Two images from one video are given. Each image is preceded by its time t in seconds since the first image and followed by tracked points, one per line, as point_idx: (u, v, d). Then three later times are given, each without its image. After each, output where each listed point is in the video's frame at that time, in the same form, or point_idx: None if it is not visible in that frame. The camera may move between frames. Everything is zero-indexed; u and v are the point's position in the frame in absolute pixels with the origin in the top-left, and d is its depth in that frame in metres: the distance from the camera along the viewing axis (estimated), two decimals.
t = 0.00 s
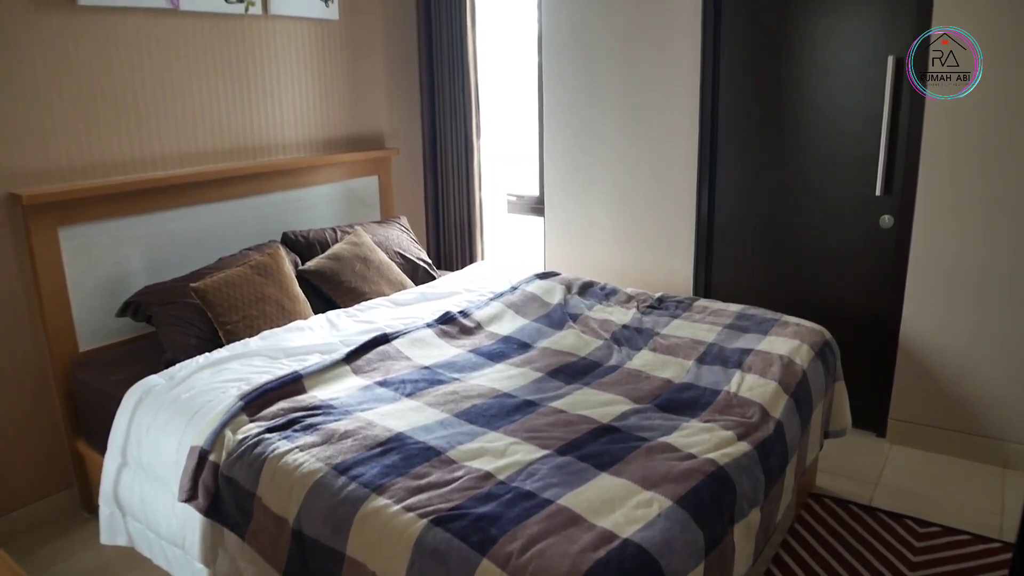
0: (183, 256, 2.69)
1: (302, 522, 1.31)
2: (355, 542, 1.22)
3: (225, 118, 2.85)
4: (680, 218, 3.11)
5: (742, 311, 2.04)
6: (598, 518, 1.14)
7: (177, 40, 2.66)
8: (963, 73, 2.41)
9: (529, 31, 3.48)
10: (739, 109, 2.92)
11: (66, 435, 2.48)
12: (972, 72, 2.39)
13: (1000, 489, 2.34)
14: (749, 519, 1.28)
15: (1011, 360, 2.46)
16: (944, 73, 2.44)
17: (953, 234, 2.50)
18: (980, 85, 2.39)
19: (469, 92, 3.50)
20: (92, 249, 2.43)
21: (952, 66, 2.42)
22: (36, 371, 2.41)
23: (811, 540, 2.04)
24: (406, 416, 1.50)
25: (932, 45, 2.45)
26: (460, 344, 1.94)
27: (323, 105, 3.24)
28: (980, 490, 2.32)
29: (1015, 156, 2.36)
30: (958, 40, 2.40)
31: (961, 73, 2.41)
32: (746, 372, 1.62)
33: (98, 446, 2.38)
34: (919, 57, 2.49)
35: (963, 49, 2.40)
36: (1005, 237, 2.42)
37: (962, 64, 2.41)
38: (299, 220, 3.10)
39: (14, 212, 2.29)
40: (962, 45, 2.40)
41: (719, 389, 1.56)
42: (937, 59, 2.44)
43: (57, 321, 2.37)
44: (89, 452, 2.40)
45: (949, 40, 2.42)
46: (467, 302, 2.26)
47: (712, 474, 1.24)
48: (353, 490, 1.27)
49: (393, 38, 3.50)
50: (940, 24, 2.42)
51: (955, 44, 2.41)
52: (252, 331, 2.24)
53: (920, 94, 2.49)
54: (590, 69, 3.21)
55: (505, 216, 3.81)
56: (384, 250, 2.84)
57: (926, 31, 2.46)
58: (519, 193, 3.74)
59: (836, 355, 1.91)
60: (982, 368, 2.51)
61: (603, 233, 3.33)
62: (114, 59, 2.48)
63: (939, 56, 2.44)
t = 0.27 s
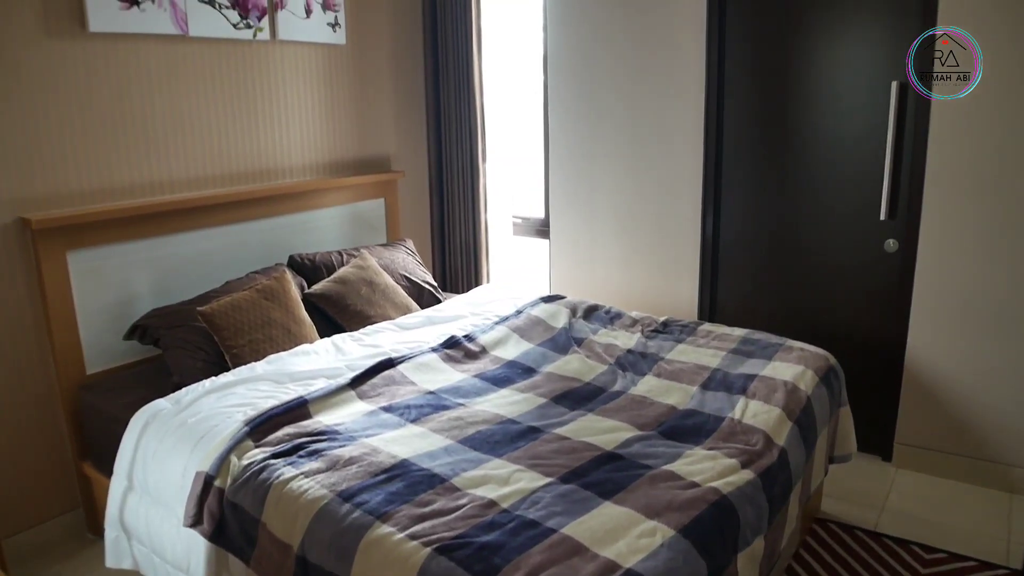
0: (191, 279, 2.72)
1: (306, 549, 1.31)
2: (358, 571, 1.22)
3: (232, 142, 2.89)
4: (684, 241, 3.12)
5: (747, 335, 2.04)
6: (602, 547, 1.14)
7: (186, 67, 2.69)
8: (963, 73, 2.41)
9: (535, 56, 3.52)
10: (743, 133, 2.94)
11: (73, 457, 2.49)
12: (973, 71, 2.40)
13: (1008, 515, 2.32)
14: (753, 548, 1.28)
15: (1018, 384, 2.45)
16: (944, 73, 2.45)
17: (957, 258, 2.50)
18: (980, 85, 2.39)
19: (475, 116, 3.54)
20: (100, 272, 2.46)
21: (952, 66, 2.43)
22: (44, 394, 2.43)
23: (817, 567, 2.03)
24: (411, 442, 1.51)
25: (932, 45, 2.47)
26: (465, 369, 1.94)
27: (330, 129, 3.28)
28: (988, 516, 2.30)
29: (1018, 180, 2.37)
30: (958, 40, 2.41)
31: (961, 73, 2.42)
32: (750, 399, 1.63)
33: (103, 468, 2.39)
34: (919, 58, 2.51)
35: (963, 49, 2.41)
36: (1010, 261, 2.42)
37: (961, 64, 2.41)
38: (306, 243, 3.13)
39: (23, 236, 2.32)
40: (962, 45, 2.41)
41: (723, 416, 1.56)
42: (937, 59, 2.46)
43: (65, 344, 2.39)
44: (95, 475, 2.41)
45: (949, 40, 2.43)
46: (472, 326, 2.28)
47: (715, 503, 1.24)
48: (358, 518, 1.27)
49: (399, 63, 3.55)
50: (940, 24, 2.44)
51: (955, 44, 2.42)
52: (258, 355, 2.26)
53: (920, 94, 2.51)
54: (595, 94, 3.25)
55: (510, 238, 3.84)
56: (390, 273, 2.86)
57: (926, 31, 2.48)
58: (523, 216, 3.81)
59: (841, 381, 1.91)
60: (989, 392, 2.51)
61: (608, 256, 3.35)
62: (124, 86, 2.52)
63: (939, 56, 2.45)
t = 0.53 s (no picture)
0: (202, 299, 2.75)
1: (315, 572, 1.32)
2: None
3: (243, 164, 2.93)
4: (691, 260, 3.14)
5: (753, 357, 2.05)
6: (608, 572, 1.15)
7: (199, 89, 2.74)
8: (963, 73, 2.43)
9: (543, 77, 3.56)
10: (750, 154, 2.97)
11: (83, 475, 2.51)
12: (973, 71, 2.41)
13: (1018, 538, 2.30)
14: (760, 573, 1.28)
15: None
16: (945, 73, 2.47)
17: (965, 279, 2.50)
18: (980, 85, 2.40)
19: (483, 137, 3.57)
20: (112, 292, 2.49)
21: (952, 66, 2.45)
22: (56, 412, 2.45)
23: None
24: (419, 465, 1.52)
25: (934, 44, 2.49)
26: (473, 390, 1.96)
27: (340, 150, 3.32)
28: (998, 539, 2.28)
29: None
30: (958, 40, 2.43)
31: (961, 73, 2.43)
32: (756, 422, 1.63)
33: (113, 487, 2.41)
34: (919, 57, 2.53)
35: (963, 49, 2.42)
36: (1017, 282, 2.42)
37: (962, 64, 2.43)
38: (316, 262, 3.17)
39: (37, 256, 2.35)
40: (962, 45, 2.42)
41: (729, 440, 1.56)
42: (938, 59, 2.48)
43: (77, 363, 2.42)
44: (105, 493, 2.43)
45: (949, 40, 2.45)
46: (479, 347, 2.29)
47: (722, 528, 1.25)
48: (366, 541, 1.28)
49: (408, 84, 3.60)
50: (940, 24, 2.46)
51: (955, 44, 2.43)
52: (268, 375, 2.28)
53: (921, 94, 2.54)
54: (602, 114, 3.28)
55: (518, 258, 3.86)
56: (398, 293, 2.89)
57: (926, 31, 2.50)
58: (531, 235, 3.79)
59: (848, 403, 1.91)
60: (998, 414, 2.50)
61: (615, 275, 3.37)
62: (137, 109, 2.56)
63: (939, 56, 2.47)
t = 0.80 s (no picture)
0: (215, 327, 2.79)
1: None
2: None
3: (256, 194, 2.98)
4: (699, 289, 3.17)
5: (761, 387, 2.06)
6: None
7: (214, 121, 2.79)
8: (963, 73, 2.46)
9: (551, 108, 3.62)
10: (757, 184, 3.01)
11: (95, 501, 2.53)
12: (972, 71, 2.44)
13: None
14: None
15: None
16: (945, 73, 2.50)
17: (972, 309, 2.52)
18: (980, 85, 2.43)
19: (492, 166, 3.63)
20: (127, 320, 2.52)
21: (952, 66, 2.48)
22: (70, 439, 2.49)
23: None
24: (429, 495, 1.54)
25: (933, 45, 2.53)
26: (482, 420, 1.98)
27: (351, 180, 3.38)
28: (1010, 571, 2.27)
29: None
30: (957, 40, 2.46)
31: (961, 73, 2.46)
32: (763, 453, 1.64)
33: (125, 514, 2.43)
34: (919, 57, 2.56)
35: (962, 49, 2.45)
36: None
37: (962, 64, 2.46)
38: (327, 291, 3.21)
39: (54, 285, 2.39)
40: (962, 44, 2.45)
41: (736, 471, 1.57)
42: (937, 59, 2.51)
43: (92, 391, 2.45)
44: (117, 520, 2.45)
45: (949, 40, 2.48)
46: (488, 376, 2.31)
47: (729, 561, 1.26)
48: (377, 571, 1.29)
49: (418, 115, 3.67)
50: (940, 24, 2.49)
51: (955, 44, 2.47)
52: (279, 404, 2.30)
53: (921, 95, 2.57)
54: (610, 145, 3.33)
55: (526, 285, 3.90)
56: (408, 321, 2.93)
57: (926, 31, 2.54)
58: (540, 263, 3.86)
59: (856, 434, 1.91)
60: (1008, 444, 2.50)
61: (623, 303, 3.40)
62: (154, 141, 2.61)
63: (939, 56, 2.51)
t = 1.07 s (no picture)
0: (227, 359, 2.82)
1: None
2: None
3: (268, 227, 3.03)
4: (707, 321, 3.18)
5: (769, 420, 2.06)
6: None
7: (227, 155, 2.85)
8: (963, 73, 2.50)
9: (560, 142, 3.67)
10: (763, 217, 3.03)
11: (104, 533, 2.54)
12: (972, 72, 2.48)
13: None
14: None
15: None
16: (945, 73, 2.54)
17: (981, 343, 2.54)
18: (979, 85, 2.47)
19: (501, 200, 3.67)
20: (139, 352, 2.55)
21: (952, 67, 2.52)
22: (80, 471, 2.50)
23: None
24: (438, 529, 1.55)
25: (934, 45, 2.57)
26: (490, 454, 1.99)
27: (362, 213, 3.43)
28: None
29: None
30: (958, 40, 2.51)
31: (961, 73, 2.50)
32: (772, 488, 1.64)
33: (133, 546, 2.44)
34: (920, 57, 2.60)
35: (963, 49, 2.50)
36: None
37: (962, 64, 2.50)
38: (337, 323, 3.24)
39: (68, 317, 2.43)
40: (962, 44, 2.50)
41: (744, 506, 1.58)
42: (938, 59, 2.56)
43: (103, 422, 2.47)
44: (125, 552, 2.46)
45: (950, 41, 2.52)
46: (497, 409, 2.32)
47: None
48: None
49: (428, 149, 3.73)
50: (941, 24, 2.54)
51: (956, 44, 2.51)
52: (289, 437, 2.32)
53: (921, 94, 2.61)
54: (618, 178, 3.38)
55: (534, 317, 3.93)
56: (417, 354, 2.95)
57: (926, 31, 2.58)
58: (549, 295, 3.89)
59: (865, 468, 1.90)
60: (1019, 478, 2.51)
61: (630, 336, 3.42)
62: (168, 175, 2.66)
63: (939, 56, 2.55)
